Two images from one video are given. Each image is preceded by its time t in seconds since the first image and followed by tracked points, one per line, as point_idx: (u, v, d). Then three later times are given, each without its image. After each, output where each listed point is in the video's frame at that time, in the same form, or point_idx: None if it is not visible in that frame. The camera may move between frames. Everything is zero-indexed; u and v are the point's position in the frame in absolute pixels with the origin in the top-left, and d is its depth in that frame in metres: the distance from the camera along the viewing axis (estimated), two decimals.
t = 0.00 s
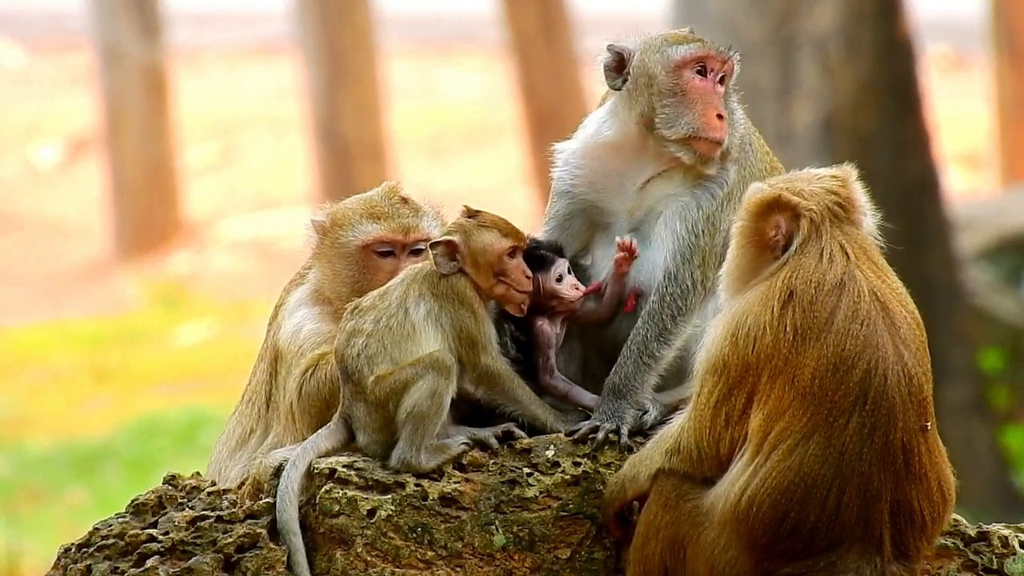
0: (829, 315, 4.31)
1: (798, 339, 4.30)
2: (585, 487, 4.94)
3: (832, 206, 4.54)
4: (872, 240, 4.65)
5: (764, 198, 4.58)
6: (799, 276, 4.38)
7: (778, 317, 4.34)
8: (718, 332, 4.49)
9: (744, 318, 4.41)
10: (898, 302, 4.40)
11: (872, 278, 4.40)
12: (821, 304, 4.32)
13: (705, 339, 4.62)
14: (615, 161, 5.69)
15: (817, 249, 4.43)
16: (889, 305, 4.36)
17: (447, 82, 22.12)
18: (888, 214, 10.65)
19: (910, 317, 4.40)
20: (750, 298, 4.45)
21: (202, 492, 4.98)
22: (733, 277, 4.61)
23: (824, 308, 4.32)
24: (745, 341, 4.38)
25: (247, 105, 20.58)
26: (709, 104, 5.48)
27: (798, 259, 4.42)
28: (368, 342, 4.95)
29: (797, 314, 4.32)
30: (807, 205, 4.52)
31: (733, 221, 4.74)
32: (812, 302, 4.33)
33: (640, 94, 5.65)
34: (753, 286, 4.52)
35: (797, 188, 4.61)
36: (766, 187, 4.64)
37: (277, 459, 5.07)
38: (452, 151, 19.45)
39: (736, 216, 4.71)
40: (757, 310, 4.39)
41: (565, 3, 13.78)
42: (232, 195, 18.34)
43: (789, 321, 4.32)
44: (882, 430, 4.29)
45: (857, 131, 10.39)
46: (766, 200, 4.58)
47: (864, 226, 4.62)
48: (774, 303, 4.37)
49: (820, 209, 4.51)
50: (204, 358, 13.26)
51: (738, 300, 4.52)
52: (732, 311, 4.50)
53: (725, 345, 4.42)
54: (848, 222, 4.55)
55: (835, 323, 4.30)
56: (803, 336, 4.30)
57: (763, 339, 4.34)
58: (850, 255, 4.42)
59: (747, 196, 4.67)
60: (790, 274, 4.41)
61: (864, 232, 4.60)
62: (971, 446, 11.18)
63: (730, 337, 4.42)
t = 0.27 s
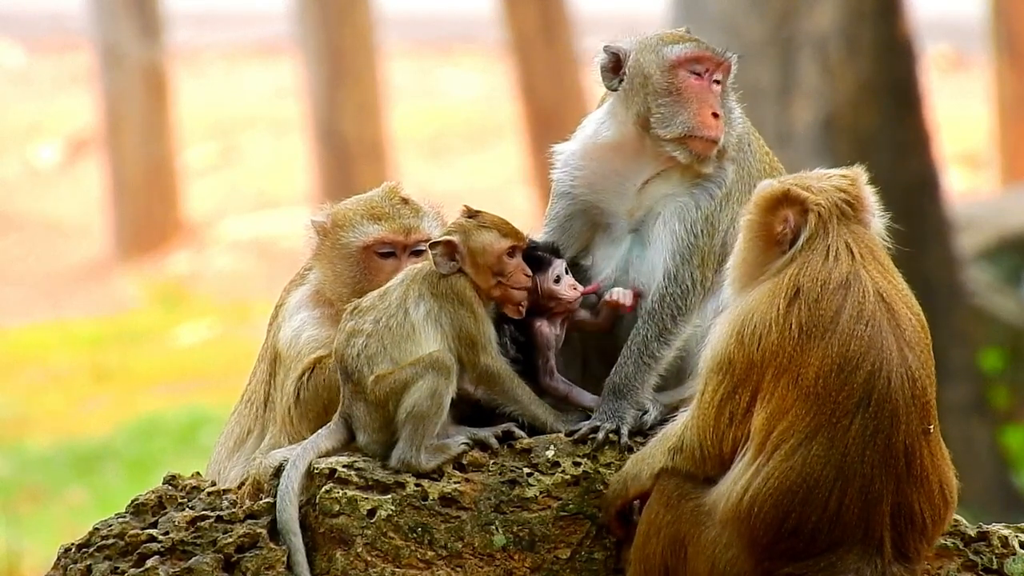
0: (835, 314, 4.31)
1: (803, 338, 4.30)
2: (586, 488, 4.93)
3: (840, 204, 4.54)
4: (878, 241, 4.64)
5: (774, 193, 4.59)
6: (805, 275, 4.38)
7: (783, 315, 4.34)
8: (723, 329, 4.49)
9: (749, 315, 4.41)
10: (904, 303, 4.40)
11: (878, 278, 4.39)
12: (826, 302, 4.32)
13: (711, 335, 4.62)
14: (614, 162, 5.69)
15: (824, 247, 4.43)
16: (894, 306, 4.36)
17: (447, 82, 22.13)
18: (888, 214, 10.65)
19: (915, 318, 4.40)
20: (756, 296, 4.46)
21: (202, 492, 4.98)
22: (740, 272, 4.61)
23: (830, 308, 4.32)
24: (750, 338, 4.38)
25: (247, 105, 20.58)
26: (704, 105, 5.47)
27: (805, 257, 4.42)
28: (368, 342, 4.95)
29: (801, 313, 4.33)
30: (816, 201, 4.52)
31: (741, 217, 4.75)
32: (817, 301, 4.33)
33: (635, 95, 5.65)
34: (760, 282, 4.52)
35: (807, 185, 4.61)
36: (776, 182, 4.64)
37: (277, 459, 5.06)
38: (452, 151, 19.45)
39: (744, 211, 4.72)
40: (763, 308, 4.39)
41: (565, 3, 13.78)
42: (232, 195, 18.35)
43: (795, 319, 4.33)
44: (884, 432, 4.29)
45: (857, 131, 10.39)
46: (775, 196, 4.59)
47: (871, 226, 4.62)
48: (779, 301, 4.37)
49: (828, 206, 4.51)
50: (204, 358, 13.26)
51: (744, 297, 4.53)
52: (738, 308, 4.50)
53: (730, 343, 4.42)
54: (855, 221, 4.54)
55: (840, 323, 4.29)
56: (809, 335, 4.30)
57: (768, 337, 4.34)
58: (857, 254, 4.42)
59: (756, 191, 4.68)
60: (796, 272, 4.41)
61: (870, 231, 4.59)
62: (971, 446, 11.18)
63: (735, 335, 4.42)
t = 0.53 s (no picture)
0: (833, 314, 4.30)
1: (802, 338, 4.30)
2: (586, 487, 4.93)
3: (837, 202, 4.53)
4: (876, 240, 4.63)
5: (770, 192, 4.59)
6: (803, 273, 4.38)
7: (781, 314, 4.34)
8: (722, 329, 4.48)
9: (748, 315, 4.41)
10: (901, 301, 4.39)
11: (875, 276, 4.39)
12: (824, 301, 4.32)
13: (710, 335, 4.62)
14: (611, 163, 5.71)
15: (821, 246, 4.43)
16: (892, 305, 4.35)
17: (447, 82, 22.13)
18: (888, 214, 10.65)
19: (913, 316, 4.40)
20: (754, 296, 4.45)
21: (202, 492, 4.98)
22: (736, 270, 4.60)
23: (828, 307, 4.31)
24: (748, 338, 4.38)
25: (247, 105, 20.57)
26: (691, 104, 5.48)
27: (802, 255, 4.42)
28: (368, 342, 4.95)
29: (799, 312, 4.32)
30: (813, 199, 4.52)
31: (739, 215, 4.74)
32: (815, 300, 4.32)
33: (624, 96, 5.66)
34: (758, 281, 4.52)
35: (804, 183, 4.61)
36: (773, 180, 4.64)
37: (277, 459, 5.06)
38: (452, 151, 19.45)
39: (742, 209, 4.71)
40: (761, 307, 4.39)
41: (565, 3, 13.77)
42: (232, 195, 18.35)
43: (793, 318, 4.32)
44: (883, 432, 4.29)
45: (857, 131, 10.39)
46: (772, 193, 4.59)
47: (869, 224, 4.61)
48: (777, 301, 4.37)
49: (826, 204, 4.51)
50: (204, 358, 13.26)
51: (743, 296, 4.52)
52: (736, 307, 4.50)
53: (728, 343, 4.42)
54: (853, 220, 4.54)
55: (838, 322, 4.29)
56: (807, 335, 4.30)
57: (766, 337, 4.34)
58: (854, 252, 4.42)
59: (754, 190, 4.67)
60: (793, 271, 4.40)
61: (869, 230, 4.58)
62: (971, 446, 11.18)
63: (733, 334, 4.42)
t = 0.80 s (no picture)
0: (845, 322, 4.29)
1: (814, 346, 4.28)
2: (585, 487, 4.94)
3: (850, 202, 4.51)
4: (888, 235, 4.61)
5: (784, 185, 4.51)
6: (816, 278, 4.35)
7: (793, 320, 4.32)
8: (732, 329, 4.46)
9: (759, 318, 4.38)
10: (912, 309, 4.38)
11: (887, 284, 4.38)
12: (837, 309, 4.30)
13: (720, 332, 4.59)
14: (605, 165, 5.71)
15: (834, 250, 4.40)
16: (904, 314, 4.34)
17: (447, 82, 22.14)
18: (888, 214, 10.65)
19: (924, 323, 4.39)
20: (765, 297, 4.42)
21: (202, 491, 4.98)
22: (747, 262, 4.55)
23: (841, 316, 4.29)
24: (760, 343, 4.35)
25: (247, 105, 20.57)
26: (677, 105, 5.49)
27: (815, 258, 4.39)
28: (368, 342, 4.95)
29: (812, 319, 4.30)
30: (826, 198, 4.48)
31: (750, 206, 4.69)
32: (827, 307, 4.30)
33: (612, 97, 5.68)
34: (769, 279, 4.48)
35: (817, 179, 4.57)
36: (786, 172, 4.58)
37: (277, 459, 5.05)
38: (451, 152, 19.45)
39: (752, 202, 4.66)
40: (773, 311, 4.36)
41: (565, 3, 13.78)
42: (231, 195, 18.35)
43: (805, 325, 4.30)
44: (891, 443, 4.30)
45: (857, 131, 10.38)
46: (785, 186, 4.52)
47: (881, 222, 4.58)
48: (789, 305, 4.35)
49: (838, 204, 4.48)
50: (204, 358, 13.27)
51: (753, 295, 4.50)
52: (747, 306, 4.47)
53: (740, 345, 4.40)
54: (865, 220, 4.51)
55: (851, 331, 4.28)
56: (819, 343, 4.29)
57: (777, 343, 4.32)
58: (865, 257, 4.40)
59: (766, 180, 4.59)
60: (806, 275, 4.38)
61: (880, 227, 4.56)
62: (971, 446, 11.18)
63: (744, 336, 4.40)
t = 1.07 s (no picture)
0: (838, 318, 4.26)
1: (807, 345, 4.26)
2: (585, 487, 4.94)
3: (827, 193, 4.48)
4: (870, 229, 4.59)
5: (761, 186, 4.56)
6: (805, 275, 4.32)
7: (787, 318, 4.29)
8: (727, 331, 4.44)
9: (751, 319, 4.35)
10: (903, 301, 4.36)
11: (876, 276, 4.35)
12: (828, 304, 4.27)
13: (713, 334, 4.57)
14: (601, 166, 5.70)
15: (817, 244, 4.37)
16: (895, 305, 4.32)
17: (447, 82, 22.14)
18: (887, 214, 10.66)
19: (915, 316, 4.38)
20: (757, 297, 4.40)
21: (202, 491, 4.98)
22: (734, 269, 4.57)
23: (833, 311, 4.27)
24: (754, 343, 4.33)
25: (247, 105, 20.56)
26: (666, 105, 5.48)
27: (799, 255, 4.37)
28: (368, 341, 4.95)
29: (804, 316, 4.27)
30: (800, 191, 4.48)
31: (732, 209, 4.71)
32: (819, 303, 4.28)
33: (604, 97, 5.67)
34: (758, 280, 4.46)
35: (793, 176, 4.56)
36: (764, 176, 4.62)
37: (277, 458, 5.04)
38: (451, 151, 19.45)
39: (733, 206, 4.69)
40: (766, 310, 4.33)
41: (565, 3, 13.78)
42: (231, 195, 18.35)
43: (797, 322, 4.27)
44: (889, 440, 4.30)
45: (857, 131, 10.38)
46: (762, 188, 4.56)
47: (860, 214, 4.55)
48: (781, 303, 4.32)
49: (814, 196, 4.46)
50: (204, 358, 13.27)
51: (745, 296, 4.47)
52: (741, 309, 4.44)
53: (734, 345, 4.37)
54: (842, 212, 4.49)
55: (843, 327, 4.25)
56: (813, 341, 4.26)
57: (772, 342, 4.29)
58: (848, 248, 4.37)
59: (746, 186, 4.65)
60: (794, 271, 4.35)
61: (861, 221, 4.53)
62: (971, 446, 11.19)
63: (738, 336, 4.37)
